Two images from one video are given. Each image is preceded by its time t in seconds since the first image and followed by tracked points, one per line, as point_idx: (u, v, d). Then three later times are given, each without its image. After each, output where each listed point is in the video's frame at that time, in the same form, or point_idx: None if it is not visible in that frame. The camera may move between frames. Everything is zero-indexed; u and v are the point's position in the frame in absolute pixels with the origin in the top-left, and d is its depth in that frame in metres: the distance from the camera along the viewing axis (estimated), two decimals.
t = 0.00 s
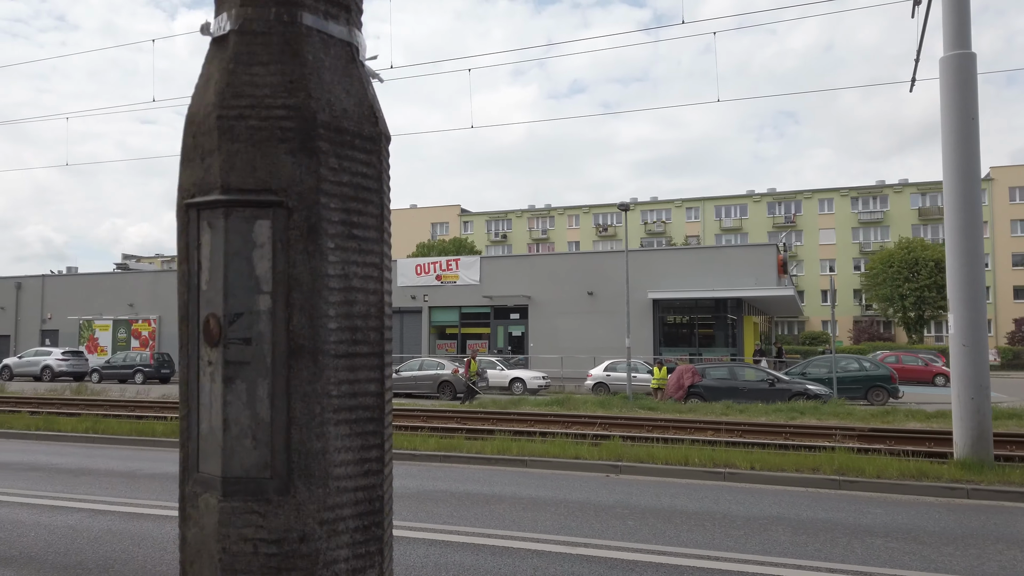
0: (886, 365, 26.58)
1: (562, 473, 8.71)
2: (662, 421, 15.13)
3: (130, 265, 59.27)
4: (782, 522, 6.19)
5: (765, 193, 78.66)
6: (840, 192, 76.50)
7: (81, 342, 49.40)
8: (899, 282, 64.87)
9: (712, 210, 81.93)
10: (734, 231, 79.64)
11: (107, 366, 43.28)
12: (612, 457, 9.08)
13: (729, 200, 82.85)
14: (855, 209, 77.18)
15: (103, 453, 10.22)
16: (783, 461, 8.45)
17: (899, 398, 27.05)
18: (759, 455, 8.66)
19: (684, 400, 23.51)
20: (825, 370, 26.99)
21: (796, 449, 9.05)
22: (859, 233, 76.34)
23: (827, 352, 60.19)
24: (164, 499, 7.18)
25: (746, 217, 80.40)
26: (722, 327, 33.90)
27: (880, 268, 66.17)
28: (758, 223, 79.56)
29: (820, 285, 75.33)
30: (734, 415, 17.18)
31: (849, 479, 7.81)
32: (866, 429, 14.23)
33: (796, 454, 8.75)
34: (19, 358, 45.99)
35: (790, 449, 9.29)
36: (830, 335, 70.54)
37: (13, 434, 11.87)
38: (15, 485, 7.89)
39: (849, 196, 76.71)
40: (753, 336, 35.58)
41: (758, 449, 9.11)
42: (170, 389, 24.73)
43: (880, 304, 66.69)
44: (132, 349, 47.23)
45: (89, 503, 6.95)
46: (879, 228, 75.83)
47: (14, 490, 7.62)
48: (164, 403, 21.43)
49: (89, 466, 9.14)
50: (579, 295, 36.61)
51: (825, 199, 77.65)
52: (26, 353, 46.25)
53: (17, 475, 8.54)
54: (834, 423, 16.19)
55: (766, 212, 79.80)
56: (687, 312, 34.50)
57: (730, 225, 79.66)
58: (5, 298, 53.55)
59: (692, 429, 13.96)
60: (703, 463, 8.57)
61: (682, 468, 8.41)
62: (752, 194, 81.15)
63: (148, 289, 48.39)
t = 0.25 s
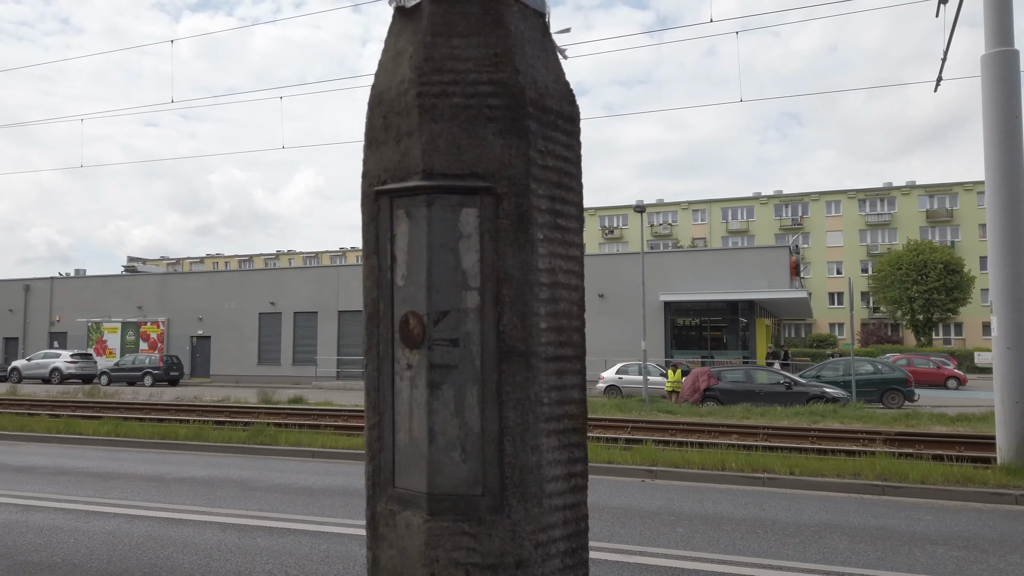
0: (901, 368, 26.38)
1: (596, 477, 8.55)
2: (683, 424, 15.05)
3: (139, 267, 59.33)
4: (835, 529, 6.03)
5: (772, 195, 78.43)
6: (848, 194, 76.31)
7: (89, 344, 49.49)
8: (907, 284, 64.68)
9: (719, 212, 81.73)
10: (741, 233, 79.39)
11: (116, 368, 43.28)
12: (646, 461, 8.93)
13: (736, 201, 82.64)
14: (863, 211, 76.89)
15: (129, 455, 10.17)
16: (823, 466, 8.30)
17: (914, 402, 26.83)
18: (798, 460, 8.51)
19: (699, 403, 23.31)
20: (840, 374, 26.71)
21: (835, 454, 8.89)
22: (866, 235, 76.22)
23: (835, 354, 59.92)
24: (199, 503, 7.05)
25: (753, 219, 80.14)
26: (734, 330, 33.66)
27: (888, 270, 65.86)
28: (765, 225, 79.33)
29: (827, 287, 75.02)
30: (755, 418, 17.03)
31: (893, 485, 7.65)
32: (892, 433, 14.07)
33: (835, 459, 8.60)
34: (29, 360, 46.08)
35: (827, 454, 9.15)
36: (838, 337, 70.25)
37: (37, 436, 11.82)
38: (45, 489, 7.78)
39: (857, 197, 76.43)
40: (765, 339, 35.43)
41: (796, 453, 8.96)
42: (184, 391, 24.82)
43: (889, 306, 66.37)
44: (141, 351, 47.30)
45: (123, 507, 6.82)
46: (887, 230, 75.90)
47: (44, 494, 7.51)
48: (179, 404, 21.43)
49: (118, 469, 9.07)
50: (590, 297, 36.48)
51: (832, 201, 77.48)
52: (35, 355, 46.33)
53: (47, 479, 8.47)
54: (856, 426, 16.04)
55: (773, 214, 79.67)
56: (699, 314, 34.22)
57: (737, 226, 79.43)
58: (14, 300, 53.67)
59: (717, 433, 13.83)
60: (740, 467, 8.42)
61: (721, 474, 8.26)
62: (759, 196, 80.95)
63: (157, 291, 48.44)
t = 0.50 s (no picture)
0: (914, 369, 26.19)
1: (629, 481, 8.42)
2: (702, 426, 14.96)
3: (143, 267, 59.21)
4: (887, 537, 5.87)
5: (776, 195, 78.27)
6: (852, 194, 76.13)
7: (94, 345, 49.41)
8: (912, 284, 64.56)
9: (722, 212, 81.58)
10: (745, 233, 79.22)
11: (122, 369, 43.19)
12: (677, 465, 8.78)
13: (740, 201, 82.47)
14: (867, 211, 76.69)
15: (150, 459, 10.06)
16: (859, 470, 8.17)
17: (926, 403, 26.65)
18: (833, 464, 8.38)
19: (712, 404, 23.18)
20: (851, 374, 26.46)
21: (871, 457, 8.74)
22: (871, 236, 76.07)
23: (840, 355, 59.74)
24: (231, 508, 6.91)
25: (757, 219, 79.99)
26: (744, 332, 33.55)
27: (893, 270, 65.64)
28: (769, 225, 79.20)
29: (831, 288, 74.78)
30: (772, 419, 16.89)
31: (935, 490, 7.50)
32: (914, 435, 13.92)
33: (870, 463, 8.46)
34: (34, 361, 46.05)
35: (862, 458, 9.03)
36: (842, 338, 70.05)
37: (54, 439, 11.71)
38: (72, 494, 7.66)
39: (861, 197, 76.24)
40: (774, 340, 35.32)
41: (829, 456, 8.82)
42: (193, 391, 24.76)
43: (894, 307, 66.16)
44: (146, 351, 47.24)
45: (153, 513, 6.69)
46: (891, 231, 75.61)
47: (71, 499, 7.38)
48: (189, 405, 21.34)
49: (143, 473, 8.97)
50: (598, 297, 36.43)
51: (836, 201, 77.29)
52: (40, 356, 46.26)
53: (72, 483, 8.37)
54: (875, 428, 15.90)
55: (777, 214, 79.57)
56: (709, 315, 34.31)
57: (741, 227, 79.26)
58: (18, 300, 53.57)
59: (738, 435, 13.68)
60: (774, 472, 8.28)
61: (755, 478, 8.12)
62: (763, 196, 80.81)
63: (162, 292, 48.32)
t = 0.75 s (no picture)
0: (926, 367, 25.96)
1: (665, 482, 8.20)
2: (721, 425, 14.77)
3: (147, 267, 59.00)
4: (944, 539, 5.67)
5: (780, 194, 78.11)
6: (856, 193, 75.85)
7: (99, 344, 49.24)
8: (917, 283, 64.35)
9: (726, 211, 81.40)
10: (749, 232, 79.03)
11: (126, 368, 42.98)
12: (711, 464, 8.56)
13: (743, 200, 82.33)
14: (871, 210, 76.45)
15: (170, 458, 9.87)
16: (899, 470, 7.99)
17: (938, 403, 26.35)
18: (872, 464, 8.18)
19: (725, 403, 22.95)
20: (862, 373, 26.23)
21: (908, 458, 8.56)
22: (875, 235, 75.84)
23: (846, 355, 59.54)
24: (261, 508, 6.73)
25: (760, 217, 79.78)
26: (754, 330, 33.81)
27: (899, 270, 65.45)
28: (773, 224, 79.03)
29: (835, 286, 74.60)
30: (790, 417, 16.63)
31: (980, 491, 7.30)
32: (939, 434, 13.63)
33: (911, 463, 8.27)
34: (38, 360, 45.92)
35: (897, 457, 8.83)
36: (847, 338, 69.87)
37: (69, 438, 11.52)
38: (94, 494, 7.47)
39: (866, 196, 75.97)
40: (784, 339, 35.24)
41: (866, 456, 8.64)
42: (200, 391, 24.60)
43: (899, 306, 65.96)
44: (151, 351, 47.10)
45: (181, 513, 6.51)
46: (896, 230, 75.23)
47: (95, 499, 7.21)
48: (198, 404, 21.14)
49: (166, 472, 8.80)
50: (606, 296, 36.25)
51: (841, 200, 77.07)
52: (43, 355, 46.10)
53: (93, 482, 8.21)
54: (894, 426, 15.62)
55: (781, 213, 79.38)
56: (717, 314, 34.42)
57: (744, 225, 79.07)
58: (22, 300, 53.41)
59: (761, 433, 13.45)
60: (810, 471, 8.08)
61: (792, 478, 7.93)
62: (767, 194, 80.68)
63: (167, 290, 48.11)
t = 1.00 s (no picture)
0: (939, 367, 25.77)
1: (700, 486, 8.03)
2: (740, 426, 14.58)
3: (151, 266, 58.84)
4: (1001, 547, 5.54)
5: (784, 193, 77.94)
6: (861, 192, 75.57)
7: (104, 344, 49.10)
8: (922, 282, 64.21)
9: (730, 211, 81.20)
10: (753, 231, 78.86)
11: (133, 368, 42.84)
12: (746, 468, 8.41)
13: (746, 199, 82.10)
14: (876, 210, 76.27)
15: (193, 461, 9.74)
16: (940, 474, 7.86)
17: (951, 403, 26.19)
18: (911, 468, 8.06)
19: (739, 404, 22.70)
20: (875, 373, 26.12)
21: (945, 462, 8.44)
22: (879, 234, 75.67)
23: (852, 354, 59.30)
24: (293, 513, 6.60)
25: (764, 217, 79.59)
26: (763, 329, 33.67)
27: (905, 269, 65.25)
28: (777, 223, 78.83)
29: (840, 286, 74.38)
30: (810, 418, 16.44)
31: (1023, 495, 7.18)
32: (964, 436, 13.45)
33: (949, 467, 8.15)
34: (42, 360, 45.79)
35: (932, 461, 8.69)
36: (852, 337, 69.69)
37: (87, 439, 11.38)
38: (120, 498, 7.34)
39: (870, 196, 75.81)
40: (794, 339, 35.10)
41: (903, 460, 8.50)
42: (210, 391, 24.47)
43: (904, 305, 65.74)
44: (156, 350, 46.97)
45: (214, 519, 6.39)
46: (900, 229, 75.05)
47: (123, 504, 7.08)
48: (209, 405, 20.97)
49: (190, 475, 8.66)
50: (614, 295, 36.06)
51: (845, 199, 76.91)
52: (49, 355, 45.96)
53: (118, 486, 8.08)
54: (916, 428, 15.44)
55: (785, 212, 79.17)
56: (724, 313, 34.31)
57: (748, 225, 78.89)
58: (26, 299, 53.25)
59: (784, 435, 13.27)
60: (849, 475, 7.95)
61: (831, 482, 7.79)
62: (771, 194, 80.49)
63: (172, 290, 47.91)
